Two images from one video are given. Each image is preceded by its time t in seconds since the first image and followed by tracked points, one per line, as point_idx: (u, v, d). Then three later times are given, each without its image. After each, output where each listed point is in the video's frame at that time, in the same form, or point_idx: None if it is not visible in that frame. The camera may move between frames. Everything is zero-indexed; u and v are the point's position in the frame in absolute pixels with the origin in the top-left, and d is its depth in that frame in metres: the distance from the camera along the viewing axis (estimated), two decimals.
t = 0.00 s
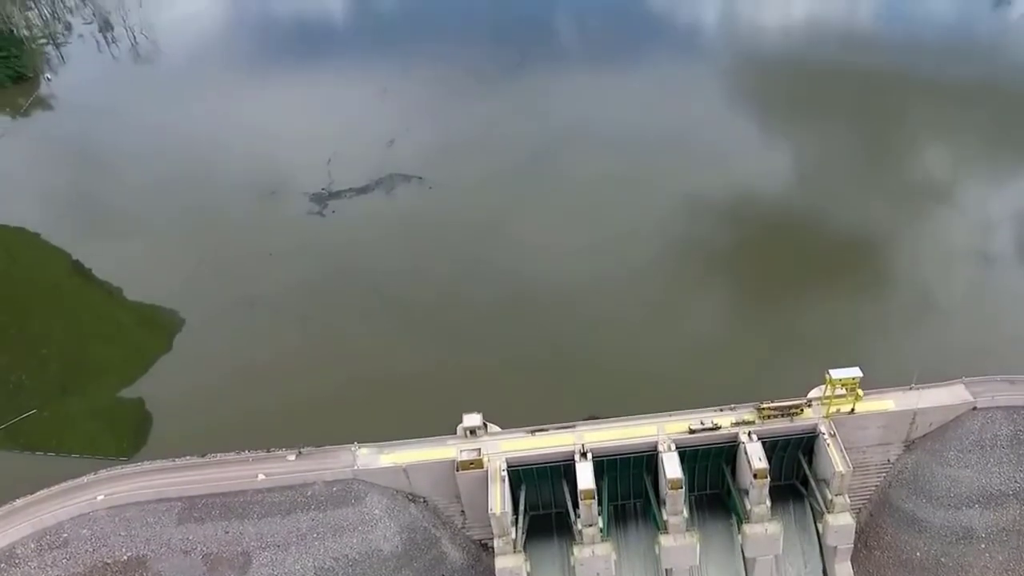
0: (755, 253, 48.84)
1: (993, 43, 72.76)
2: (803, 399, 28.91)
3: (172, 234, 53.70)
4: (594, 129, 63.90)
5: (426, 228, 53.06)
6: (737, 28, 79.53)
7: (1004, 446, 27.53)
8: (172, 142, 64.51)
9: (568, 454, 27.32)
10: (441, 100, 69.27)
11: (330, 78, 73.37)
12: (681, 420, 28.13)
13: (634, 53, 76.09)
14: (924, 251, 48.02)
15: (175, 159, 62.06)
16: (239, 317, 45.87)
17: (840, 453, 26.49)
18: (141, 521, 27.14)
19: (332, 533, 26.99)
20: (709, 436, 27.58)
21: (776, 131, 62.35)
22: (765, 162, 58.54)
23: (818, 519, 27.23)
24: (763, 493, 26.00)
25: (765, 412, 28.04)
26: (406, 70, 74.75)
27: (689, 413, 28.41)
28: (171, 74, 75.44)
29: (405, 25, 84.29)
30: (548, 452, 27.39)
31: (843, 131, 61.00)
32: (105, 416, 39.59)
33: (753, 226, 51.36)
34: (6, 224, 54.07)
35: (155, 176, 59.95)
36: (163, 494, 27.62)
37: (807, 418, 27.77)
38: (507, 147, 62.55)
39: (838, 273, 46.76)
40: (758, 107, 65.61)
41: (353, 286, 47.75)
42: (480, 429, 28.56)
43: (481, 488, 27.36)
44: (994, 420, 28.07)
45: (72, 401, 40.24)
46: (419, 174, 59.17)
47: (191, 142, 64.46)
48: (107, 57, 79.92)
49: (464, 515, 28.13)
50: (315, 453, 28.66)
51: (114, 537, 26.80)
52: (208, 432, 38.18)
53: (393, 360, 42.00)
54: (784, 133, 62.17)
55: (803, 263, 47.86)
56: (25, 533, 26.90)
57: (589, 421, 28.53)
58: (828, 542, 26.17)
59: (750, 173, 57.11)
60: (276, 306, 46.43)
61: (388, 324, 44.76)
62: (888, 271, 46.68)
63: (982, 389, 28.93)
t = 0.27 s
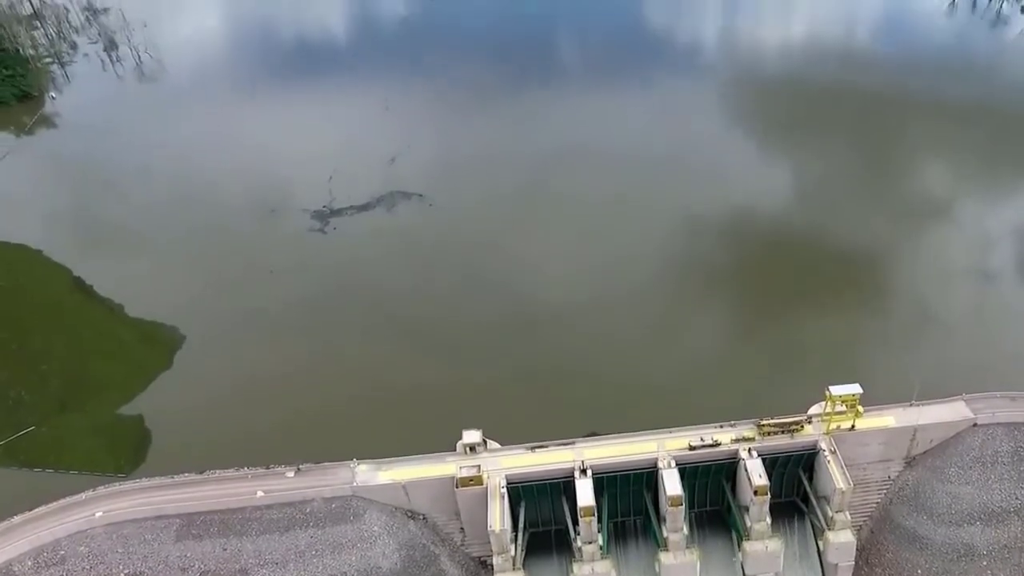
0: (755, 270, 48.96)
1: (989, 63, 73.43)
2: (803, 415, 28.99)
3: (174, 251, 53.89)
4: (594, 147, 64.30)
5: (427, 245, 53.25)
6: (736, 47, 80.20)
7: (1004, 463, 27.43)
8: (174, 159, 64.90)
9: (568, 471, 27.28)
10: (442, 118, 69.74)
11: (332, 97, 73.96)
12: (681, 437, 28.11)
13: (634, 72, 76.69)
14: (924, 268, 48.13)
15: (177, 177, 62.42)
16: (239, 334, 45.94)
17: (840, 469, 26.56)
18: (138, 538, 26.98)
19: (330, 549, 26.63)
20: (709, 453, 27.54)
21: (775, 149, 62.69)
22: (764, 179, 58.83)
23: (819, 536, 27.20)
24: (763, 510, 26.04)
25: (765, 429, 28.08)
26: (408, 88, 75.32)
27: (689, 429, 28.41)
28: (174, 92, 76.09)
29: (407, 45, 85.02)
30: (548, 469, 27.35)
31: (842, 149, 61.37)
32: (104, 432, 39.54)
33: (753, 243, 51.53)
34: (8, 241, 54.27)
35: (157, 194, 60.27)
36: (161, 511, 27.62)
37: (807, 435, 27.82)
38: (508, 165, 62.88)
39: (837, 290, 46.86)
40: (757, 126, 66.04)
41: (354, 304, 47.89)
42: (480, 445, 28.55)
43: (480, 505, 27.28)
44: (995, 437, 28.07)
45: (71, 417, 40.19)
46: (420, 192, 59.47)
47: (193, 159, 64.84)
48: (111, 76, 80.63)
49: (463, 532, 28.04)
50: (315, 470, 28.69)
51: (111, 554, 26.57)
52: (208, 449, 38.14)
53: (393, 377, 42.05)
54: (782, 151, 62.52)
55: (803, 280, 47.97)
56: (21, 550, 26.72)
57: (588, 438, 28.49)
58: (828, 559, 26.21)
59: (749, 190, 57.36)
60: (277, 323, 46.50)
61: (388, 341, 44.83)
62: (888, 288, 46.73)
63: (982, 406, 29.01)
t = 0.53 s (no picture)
0: (755, 287, 49.06)
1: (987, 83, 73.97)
2: (804, 432, 29.03)
3: (175, 267, 54.06)
4: (593, 165, 64.68)
5: (427, 262, 53.42)
6: (735, 67, 80.86)
7: (1005, 480, 27.26)
8: (176, 176, 65.25)
9: (568, 488, 27.23)
10: (443, 137, 70.19)
11: (334, 115, 74.47)
12: (681, 454, 28.11)
13: (633, 91, 77.25)
14: (922, 285, 48.26)
15: (179, 195, 62.73)
16: (240, 350, 45.99)
17: (841, 486, 26.52)
18: (136, 555, 26.84)
19: (328, 567, 26.42)
20: (710, 470, 27.50)
21: (774, 167, 63.02)
22: (764, 197, 59.10)
23: (820, 553, 27.08)
24: (763, 527, 26.05)
25: (765, 445, 28.11)
26: (410, 106, 75.84)
27: (689, 446, 28.40)
28: (177, 111, 76.68)
29: (409, 64, 85.72)
30: (548, 486, 27.31)
31: (841, 167, 61.70)
32: (103, 448, 39.48)
33: (753, 261, 51.70)
34: (11, 258, 54.51)
35: (159, 211, 60.55)
36: (160, 528, 27.56)
37: (807, 452, 27.87)
38: (508, 183, 63.18)
39: (836, 307, 46.97)
40: (756, 144, 66.44)
41: (355, 321, 47.99)
42: (479, 462, 28.55)
43: (480, 522, 27.19)
44: (996, 454, 27.99)
45: (70, 434, 40.14)
46: (421, 209, 59.73)
47: (195, 176, 65.18)
48: (115, 95, 81.32)
49: (462, 549, 27.86)
50: (315, 486, 28.63)
51: (107, 572, 26.39)
52: (207, 466, 38.09)
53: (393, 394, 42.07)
54: (782, 168, 62.85)
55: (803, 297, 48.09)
56: (18, 567, 26.54)
57: (588, 455, 28.45)
58: None
59: (749, 208, 57.62)
60: (277, 340, 46.56)
61: (388, 358, 44.86)
62: (887, 305, 46.77)
63: (983, 423, 28.99)
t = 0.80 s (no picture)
0: (755, 303, 49.12)
1: (985, 103, 74.50)
2: (804, 449, 29.00)
3: (176, 284, 54.23)
4: (594, 183, 65.02)
5: (427, 279, 53.53)
6: (735, 86, 81.46)
7: (1006, 497, 27.17)
8: (178, 194, 65.64)
9: (567, 505, 27.16)
10: (444, 154, 70.64)
11: (337, 133, 75.00)
12: (681, 471, 28.04)
13: (633, 109, 77.81)
14: (922, 302, 48.31)
15: (181, 212, 63.08)
16: (240, 367, 46.02)
17: (841, 503, 26.44)
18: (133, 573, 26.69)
19: None
20: (710, 487, 27.41)
21: (773, 185, 63.30)
22: (763, 214, 59.33)
23: (821, 571, 26.95)
24: (763, 544, 25.99)
25: (766, 462, 28.06)
26: (412, 125, 76.37)
27: (689, 463, 28.34)
28: (180, 129, 77.31)
29: (410, 82, 86.42)
30: (547, 503, 27.23)
31: (840, 185, 61.99)
32: (102, 465, 39.39)
33: (752, 277, 51.80)
34: (13, 274, 54.73)
35: (161, 228, 60.85)
36: (157, 545, 27.42)
37: (807, 469, 27.82)
38: (509, 200, 63.50)
39: (836, 323, 46.99)
40: (755, 162, 66.79)
41: (355, 337, 48.04)
42: (479, 479, 28.48)
43: (479, 539, 27.07)
44: (997, 471, 27.93)
45: (68, 450, 40.06)
46: (422, 226, 59.96)
47: (198, 194, 65.57)
48: (119, 113, 82.03)
49: (461, 567, 27.71)
50: (313, 504, 28.54)
51: None
52: (206, 483, 38.01)
53: (393, 411, 42.05)
54: (781, 185, 63.13)
55: (803, 314, 48.14)
56: None
57: (588, 471, 28.39)
58: None
59: (748, 225, 57.83)
60: (277, 357, 46.58)
61: (389, 375, 44.87)
62: (887, 322, 46.80)
63: (983, 440, 28.94)
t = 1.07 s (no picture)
0: (755, 320, 49.17)
1: (982, 121, 75.00)
2: (805, 466, 28.94)
3: (177, 300, 54.32)
4: (594, 201, 65.33)
5: (428, 296, 53.65)
6: (734, 104, 82.05)
7: (1008, 514, 27.00)
8: (180, 210, 65.94)
9: (567, 522, 27.06)
10: (445, 172, 71.02)
11: (339, 151, 75.47)
12: (681, 488, 27.97)
13: (633, 128, 78.34)
14: (922, 319, 48.35)
15: (183, 228, 63.32)
16: (240, 383, 46.01)
17: (841, 520, 26.34)
18: None
19: None
20: (710, 504, 27.33)
21: (772, 202, 63.58)
22: (763, 231, 59.54)
23: None
24: (764, 562, 25.84)
25: (766, 479, 28.01)
26: (413, 143, 76.85)
27: (689, 480, 28.29)
28: (183, 147, 77.83)
29: (412, 100, 87.05)
30: (547, 520, 27.14)
31: (839, 203, 62.27)
32: (99, 482, 39.25)
33: (752, 294, 51.88)
34: (14, 291, 54.87)
35: (162, 244, 61.09)
36: (154, 562, 27.27)
37: (807, 486, 27.76)
38: (509, 217, 63.75)
39: (836, 340, 47.00)
40: (755, 179, 67.13)
41: (355, 353, 48.05)
42: (478, 496, 28.40)
43: (478, 557, 26.94)
44: (998, 488, 27.84)
45: (66, 467, 39.94)
46: (422, 243, 60.17)
47: (199, 210, 65.86)
48: (123, 131, 82.61)
49: None
50: (312, 521, 28.45)
51: None
52: (204, 500, 37.86)
53: (392, 427, 41.97)
54: (780, 203, 63.38)
55: (802, 331, 48.17)
56: None
57: (588, 488, 28.32)
58: None
59: (748, 242, 58.02)
60: (277, 374, 46.59)
61: (388, 391, 44.83)
62: (886, 339, 46.83)
63: (983, 457, 28.88)
